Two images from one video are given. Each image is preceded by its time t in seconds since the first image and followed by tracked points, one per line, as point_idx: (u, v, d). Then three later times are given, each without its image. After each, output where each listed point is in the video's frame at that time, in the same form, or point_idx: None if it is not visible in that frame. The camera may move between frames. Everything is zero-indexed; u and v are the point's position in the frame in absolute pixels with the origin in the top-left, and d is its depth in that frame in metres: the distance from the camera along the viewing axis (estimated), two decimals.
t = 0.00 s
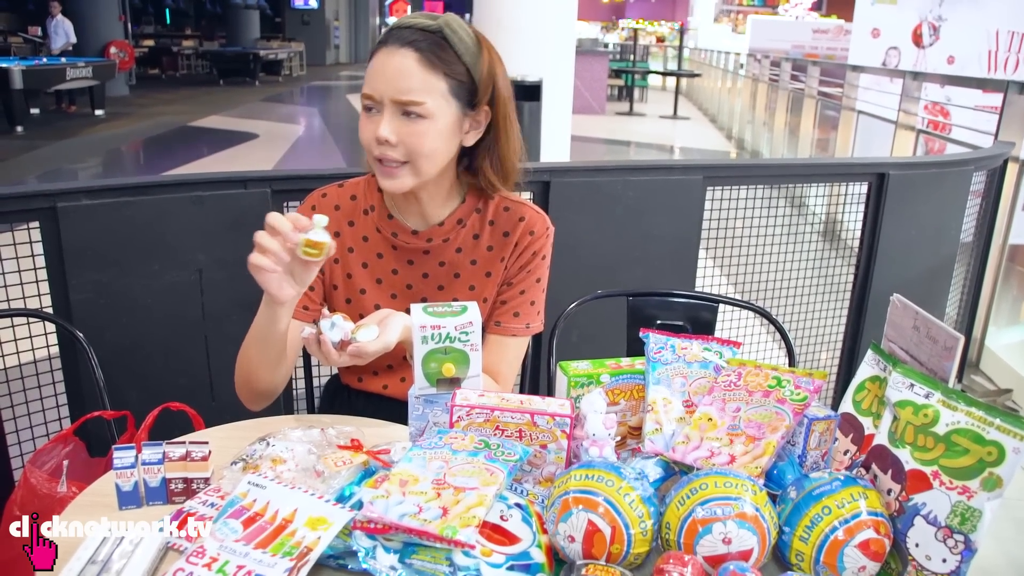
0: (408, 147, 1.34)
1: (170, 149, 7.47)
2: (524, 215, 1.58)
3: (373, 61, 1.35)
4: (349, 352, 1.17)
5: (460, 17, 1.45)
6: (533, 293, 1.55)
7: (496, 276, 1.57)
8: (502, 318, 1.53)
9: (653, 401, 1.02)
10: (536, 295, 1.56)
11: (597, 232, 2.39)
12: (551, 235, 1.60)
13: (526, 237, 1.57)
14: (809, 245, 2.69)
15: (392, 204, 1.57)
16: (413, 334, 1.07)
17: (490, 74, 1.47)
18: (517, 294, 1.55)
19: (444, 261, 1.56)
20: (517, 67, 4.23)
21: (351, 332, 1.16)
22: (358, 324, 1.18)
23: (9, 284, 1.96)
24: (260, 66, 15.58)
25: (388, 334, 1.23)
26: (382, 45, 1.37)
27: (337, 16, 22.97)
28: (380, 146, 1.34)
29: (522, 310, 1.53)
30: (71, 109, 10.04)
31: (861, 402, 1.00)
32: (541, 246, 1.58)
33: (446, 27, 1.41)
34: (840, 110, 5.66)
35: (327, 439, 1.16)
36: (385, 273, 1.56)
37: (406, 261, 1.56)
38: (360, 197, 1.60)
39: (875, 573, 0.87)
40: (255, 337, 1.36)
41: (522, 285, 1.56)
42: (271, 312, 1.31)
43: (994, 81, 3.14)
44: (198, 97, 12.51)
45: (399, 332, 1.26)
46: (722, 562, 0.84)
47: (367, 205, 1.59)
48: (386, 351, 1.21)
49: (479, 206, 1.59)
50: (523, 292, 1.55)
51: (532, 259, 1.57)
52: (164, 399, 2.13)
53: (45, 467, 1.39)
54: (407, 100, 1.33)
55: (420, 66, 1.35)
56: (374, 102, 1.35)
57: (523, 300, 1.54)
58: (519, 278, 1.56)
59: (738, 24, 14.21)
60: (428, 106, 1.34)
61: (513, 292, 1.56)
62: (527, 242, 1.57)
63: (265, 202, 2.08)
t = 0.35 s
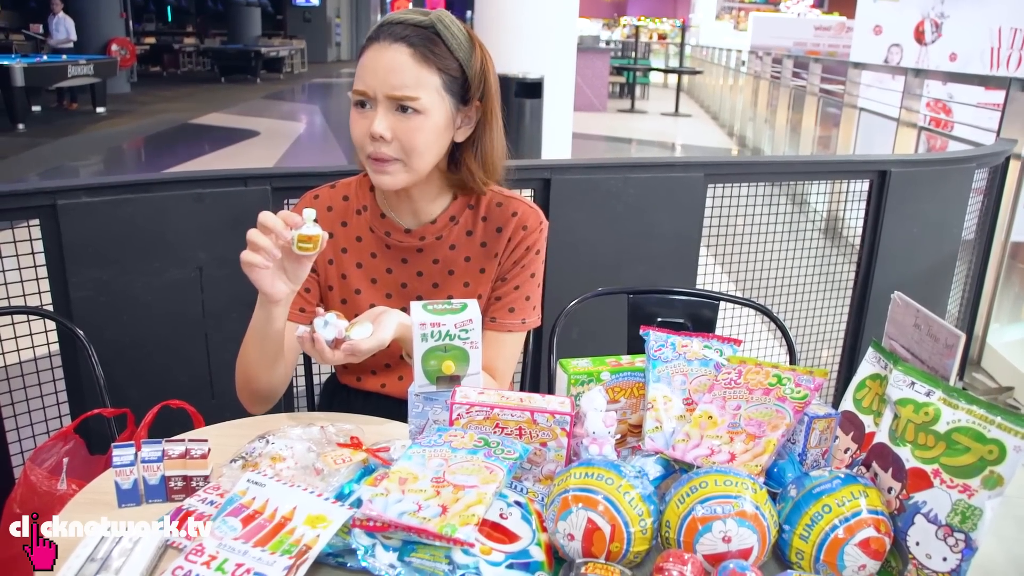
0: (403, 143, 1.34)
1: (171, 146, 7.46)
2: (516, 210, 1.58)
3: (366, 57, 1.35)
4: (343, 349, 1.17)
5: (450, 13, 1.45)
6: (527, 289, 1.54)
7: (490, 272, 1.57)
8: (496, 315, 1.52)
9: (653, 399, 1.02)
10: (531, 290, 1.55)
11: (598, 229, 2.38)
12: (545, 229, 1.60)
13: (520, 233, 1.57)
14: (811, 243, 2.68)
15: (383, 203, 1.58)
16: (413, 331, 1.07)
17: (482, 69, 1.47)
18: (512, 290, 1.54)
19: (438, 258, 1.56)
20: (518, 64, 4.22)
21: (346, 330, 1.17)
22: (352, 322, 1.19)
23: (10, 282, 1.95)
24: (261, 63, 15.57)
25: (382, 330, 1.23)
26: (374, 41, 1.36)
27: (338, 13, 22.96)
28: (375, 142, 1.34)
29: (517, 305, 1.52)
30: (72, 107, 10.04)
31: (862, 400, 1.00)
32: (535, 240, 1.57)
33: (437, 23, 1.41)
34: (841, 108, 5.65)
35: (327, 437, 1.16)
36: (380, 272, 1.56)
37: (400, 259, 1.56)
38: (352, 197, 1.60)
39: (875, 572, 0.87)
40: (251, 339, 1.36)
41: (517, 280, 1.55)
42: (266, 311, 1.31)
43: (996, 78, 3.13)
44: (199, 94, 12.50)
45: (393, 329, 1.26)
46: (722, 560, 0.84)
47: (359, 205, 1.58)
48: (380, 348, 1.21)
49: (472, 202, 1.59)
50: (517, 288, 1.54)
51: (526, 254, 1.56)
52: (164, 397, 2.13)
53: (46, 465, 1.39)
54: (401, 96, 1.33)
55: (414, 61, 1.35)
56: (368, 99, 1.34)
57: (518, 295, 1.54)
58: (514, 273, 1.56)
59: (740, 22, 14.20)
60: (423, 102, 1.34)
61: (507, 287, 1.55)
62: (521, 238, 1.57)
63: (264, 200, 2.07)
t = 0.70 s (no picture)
0: (414, 144, 1.34)
1: (173, 147, 7.47)
2: (517, 214, 1.58)
3: (374, 59, 1.35)
4: (346, 353, 1.17)
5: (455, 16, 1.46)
6: (527, 293, 1.54)
7: (491, 275, 1.56)
8: (497, 318, 1.52)
9: (656, 401, 1.02)
10: (531, 294, 1.55)
11: (600, 231, 2.38)
12: (546, 233, 1.60)
13: (520, 237, 1.57)
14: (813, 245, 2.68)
15: (384, 209, 1.58)
16: (415, 333, 1.07)
17: (489, 72, 1.47)
18: (512, 294, 1.54)
19: (438, 262, 1.56)
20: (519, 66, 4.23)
21: (349, 334, 1.17)
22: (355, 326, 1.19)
23: (12, 283, 1.96)
24: (263, 65, 15.59)
25: (385, 334, 1.23)
26: (382, 44, 1.36)
27: (340, 15, 22.99)
28: (385, 144, 1.33)
29: (517, 309, 1.52)
30: (75, 108, 10.06)
31: (864, 403, 0.99)
32: (536, 244, 1.57)
33: (444, 25, 1.41)
34: (843, 110, 5.64)
35: (329, 439, 1.16)
36: (380, 277, 1.56)
37: (401, 264, 1.56)
38: (352, 202, 1.60)
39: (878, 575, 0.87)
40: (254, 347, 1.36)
41: (517, 284, 1.55)
42: (267, 319, 1.32)
43: (998, 80, 3.13)
44: (201, 95, 12.52)
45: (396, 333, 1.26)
46: (725, 563, 0.84)
47: (359, 209, 1.58)
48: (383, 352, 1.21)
49: (473, 205, 1.59)
50: (517, 292, 1.54)
51: (527, 258, 1.56)
52: (166, 399, 2.13)
53: (48, 466, 1.39)
54: (412, 98, 1.33)
55: (422, 64, 1.35)
56: (376, 101, 1.34)
57: (518, 299, 1.54)
58: (514, 277, 1.56)
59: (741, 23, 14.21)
60: (433, 103, 1.34)
61: (508, 291, 1.55)
62: (521, 241, 1.57)
63: (267, 202, 2.08)
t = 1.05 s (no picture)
0: (416, 143, 1.34)
1: (172, 149, 7.47)
2: (520, 216, 1.58)
3: (377, 58, 1.35)
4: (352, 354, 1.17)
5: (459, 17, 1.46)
6: (530, 293, 1.55)
7: (493, 277, 1.57)
8: (500, 319, 1.53)
9: (656, 402, 1.02)
10: (534, 295, 1.55)
11: (600, 233, 2.39)
12: (548, 234, 1.60)
13: (523, 238, 1.57)
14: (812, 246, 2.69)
15: (387, 211, 1.58)
16: (416, 335, 1.07)
17: (491, 74, 1.48)
18: (515, 295, 1.55)
19: (442, 264, 1.57)
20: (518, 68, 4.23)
21: (355, 334, 1.18)
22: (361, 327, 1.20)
23: (12, 285, 1.96)
24: (261, 66, 15.59)
25: (392, 334, 1.23)
26: (387, 43, 1.37)
27: (339, 17, 23.01)
28: (387, 143, 1.33)
29: (520, 310, 1.53)
30: (73, 110, 10.05)
31: (863, 403, 0.99)
32: (538, 245, 1.58)
33: (449, 26, 1.42)
34: (841, 112, 5.65)
35: (330, 441, 1.16)
36: (383, 279, 1.56)
37: (404, 265, 1.56)
38: (354, 204, 1.60)
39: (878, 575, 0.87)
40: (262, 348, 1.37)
41: (520, 285, 1.56)
42: (274, 320, 1.32)
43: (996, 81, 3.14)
44: (200, 97, 12.51)
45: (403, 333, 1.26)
46: (726, 563, 0.85)
47: (362, 211, 1.59)
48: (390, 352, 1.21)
49: (475, 207, 1.59)
50: (519, 293, 1.55)
51: (529, 259, 1.57)
52: (166, 400, 2.13)
53: (49, 468, 1.39)
54: (415, 98, 1.33)
55: (427, 63, 1.35)
56: (379, 100, 1.34)
57: (521, 300, 1.54)
58: (517, 278, 1.57)
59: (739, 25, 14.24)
60: (436, 103, 1.35)
61: (510, 292, 1.56)
62: (524, 243, 1.57)
63: (267, 204, 2.08)
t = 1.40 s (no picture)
0: (470, 157, 1.37)
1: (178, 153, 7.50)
2: (521, 220, 1.59)
3: (435, 68, 1.36)
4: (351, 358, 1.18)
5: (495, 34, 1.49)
6: (531, 296, 1.56)
7: (495, 280, 1.57)
8: (500, 322, 1.54)
9: (661, 405, 1.03)
10: (535, 297, 1.56)
11: (604, 237, 2.39)
12: (549, 238, 1.62)
13: (524, 241, 1.59)
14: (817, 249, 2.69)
15: (393, 219, 1.60)
16: (423, 338, 1.08)
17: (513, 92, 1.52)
18: (516, 298, 1.55)
19: (444, 268, 1.57)
20: (523, 72, 4.25)
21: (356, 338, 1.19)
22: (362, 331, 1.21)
23: (20, 288, 1.97)
24: (267, 70, 15.64)
25: (392, 339, 1.24)
26: (443, 54, 1.38)
27: (344, 21, 23.08)
28: (443, 154, 1.35)
29: (521, 313, 1.54)
30: (80, 113, 10.10)
31: (868, 406, 1.00)
32: (538, 249, 1.59)
33: (494, 44, 1.44)
34: (846, 115, 5.65)
35: (337, 442, 1.17)
36: (385, 284, 1.57)
37: (406, 270, 1.57)
38: (354, 211, 1.61)
39: None
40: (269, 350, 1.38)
41: (520, 288, 1.56)
42: (277, 321, 1.33)
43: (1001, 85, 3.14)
44: (206, 101, 12.56)
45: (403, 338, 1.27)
46: (731, 565, 0.85)
47: (362, 217, 1.59)
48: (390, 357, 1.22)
49: (476, 210, 1.60)
50: (520, 296, 1.56)
51: (530, 262, 1.58)
52: (173, 403, 2.14)
53: (57, 469, 1.40)
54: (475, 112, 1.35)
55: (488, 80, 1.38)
56: (438, 111, 1.35)
57: (522, 303, 1.55)
58: (518, 281, 1.57)
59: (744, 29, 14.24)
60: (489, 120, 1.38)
61: (511, 295, 1.56)
62: (525, 246, 1.59)
63: (273, 207, 2.09)
